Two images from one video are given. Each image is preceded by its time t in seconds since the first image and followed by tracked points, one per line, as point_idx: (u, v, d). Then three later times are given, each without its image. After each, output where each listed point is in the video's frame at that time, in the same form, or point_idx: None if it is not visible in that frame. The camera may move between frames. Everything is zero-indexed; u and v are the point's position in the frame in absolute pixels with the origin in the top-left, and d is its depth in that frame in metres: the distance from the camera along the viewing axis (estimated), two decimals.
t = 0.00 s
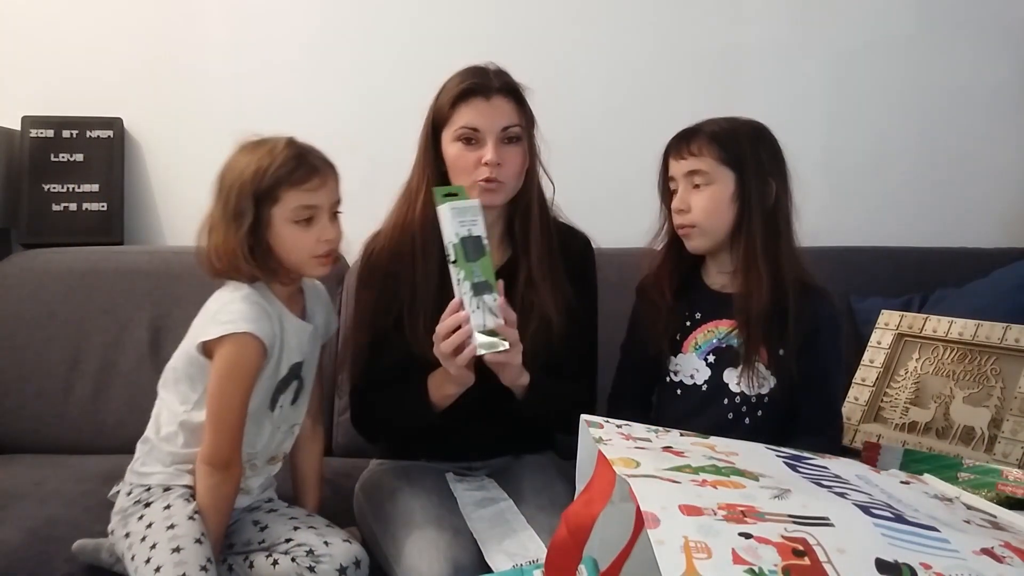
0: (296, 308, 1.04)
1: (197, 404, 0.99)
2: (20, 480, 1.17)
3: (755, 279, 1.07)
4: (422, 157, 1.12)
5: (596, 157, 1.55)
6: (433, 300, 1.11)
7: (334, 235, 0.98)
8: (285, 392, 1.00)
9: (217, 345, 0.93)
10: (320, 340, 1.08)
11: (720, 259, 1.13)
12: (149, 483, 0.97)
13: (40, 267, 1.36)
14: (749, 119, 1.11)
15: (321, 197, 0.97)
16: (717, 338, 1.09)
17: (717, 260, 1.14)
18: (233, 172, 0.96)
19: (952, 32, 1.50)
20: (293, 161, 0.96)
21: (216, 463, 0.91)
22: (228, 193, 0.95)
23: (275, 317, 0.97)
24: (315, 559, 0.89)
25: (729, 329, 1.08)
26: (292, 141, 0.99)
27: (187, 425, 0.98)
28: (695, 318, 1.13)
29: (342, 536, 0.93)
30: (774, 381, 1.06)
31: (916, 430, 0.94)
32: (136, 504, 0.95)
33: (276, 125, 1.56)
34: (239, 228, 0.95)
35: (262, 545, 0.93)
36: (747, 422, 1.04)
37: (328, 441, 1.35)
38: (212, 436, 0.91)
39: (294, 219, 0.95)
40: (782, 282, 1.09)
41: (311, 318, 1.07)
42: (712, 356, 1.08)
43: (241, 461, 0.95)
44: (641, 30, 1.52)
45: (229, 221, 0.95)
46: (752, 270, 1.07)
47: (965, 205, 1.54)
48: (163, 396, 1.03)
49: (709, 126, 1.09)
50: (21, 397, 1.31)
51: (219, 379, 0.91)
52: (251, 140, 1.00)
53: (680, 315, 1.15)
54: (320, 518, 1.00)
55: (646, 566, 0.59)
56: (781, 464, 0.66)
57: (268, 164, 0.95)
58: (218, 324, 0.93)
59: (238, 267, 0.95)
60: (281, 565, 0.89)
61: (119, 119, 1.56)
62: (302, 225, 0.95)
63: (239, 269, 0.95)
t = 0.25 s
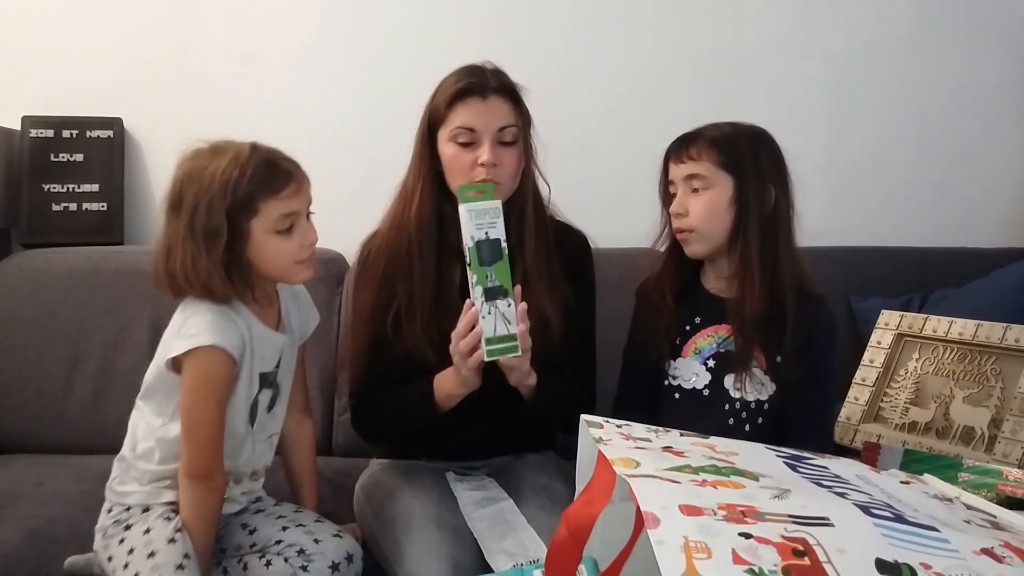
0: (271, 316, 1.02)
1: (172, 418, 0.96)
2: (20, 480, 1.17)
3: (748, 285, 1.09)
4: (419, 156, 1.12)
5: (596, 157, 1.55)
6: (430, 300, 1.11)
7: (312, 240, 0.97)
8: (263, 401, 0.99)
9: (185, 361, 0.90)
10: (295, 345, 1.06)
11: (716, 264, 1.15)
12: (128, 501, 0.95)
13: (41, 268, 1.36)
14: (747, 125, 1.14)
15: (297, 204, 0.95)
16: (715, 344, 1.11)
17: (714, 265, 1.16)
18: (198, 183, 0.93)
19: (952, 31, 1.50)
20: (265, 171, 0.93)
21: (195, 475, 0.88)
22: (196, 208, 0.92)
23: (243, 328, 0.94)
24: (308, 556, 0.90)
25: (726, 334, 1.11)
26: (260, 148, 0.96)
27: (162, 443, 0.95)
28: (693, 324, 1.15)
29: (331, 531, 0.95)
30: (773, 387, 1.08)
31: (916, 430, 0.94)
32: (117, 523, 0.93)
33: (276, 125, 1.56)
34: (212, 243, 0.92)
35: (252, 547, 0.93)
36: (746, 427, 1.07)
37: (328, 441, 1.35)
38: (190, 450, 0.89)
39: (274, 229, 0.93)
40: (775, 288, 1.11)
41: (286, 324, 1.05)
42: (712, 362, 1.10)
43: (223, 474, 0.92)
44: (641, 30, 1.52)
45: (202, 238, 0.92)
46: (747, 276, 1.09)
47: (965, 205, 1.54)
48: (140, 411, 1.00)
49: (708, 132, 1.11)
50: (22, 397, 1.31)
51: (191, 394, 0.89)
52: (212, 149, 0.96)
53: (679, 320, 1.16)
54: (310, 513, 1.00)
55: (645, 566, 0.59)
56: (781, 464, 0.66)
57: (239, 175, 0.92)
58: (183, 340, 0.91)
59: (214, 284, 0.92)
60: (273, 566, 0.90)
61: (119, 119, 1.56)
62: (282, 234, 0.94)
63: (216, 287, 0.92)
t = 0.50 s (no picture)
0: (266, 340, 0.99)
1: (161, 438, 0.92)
2: (20, 481, 1.17)
3: (743, 292, 1.10)
4: (418, 153, 1.12)
5: (596, 157, 1.55)
6: (428, 300, 1.11)
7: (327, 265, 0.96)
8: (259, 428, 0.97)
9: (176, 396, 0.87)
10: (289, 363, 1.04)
11: (709, 269, 1.16)
12: (119, 519, 0.91)
13: (41, 268, 1.36)
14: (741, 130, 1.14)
15: (315, 235, 0.93)
16: (709, 351, 1.12)
17: (707, 270, 1.17)
18: (208, 224, 0.86)
19: (951, 31, 1.50)
20: (281, 207, 0.89)
21: (195, 501, 0.86)
22: (208, 250, 0.86)
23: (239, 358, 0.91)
24: None
25: (719, 341, 1.12)
26: (267, 177, 0.91)
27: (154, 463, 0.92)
28: (687, 330, 1.16)
29: (329, 547, 0.94)
30: (767, 393, 1.10)
31: (916, 430, 0.94)
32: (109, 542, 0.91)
33: (276, 125, 1.56)
34: (232, 288, 0.87)
35: (248, 560, 0.93)
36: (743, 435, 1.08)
37: (328, 441, 1.35)
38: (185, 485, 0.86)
39: (296, 265, 0.90)
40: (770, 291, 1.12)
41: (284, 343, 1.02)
42: (706, 369, 1.11)
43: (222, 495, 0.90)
44: (641, 30, 1.52)
45: (218, 281, 0.86)
46: (743, 277, 1.11)
47: (965, 205, 1.54)
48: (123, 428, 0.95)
49: (702, 136, 1.12)
50: (22, 397, 1.31)
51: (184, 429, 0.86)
52: (211, 181, 0.89)
53: (673, 327, 1.17)
54: (309, 518, 0.99)
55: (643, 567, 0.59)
56: (781, 465, 0.66)
57: (256, 214, 0.87)
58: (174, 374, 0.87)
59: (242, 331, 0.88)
60: None
61: (119, 119, 1.56)
62: (303, 268, 0.91)
63: (239, 334, 0.87)
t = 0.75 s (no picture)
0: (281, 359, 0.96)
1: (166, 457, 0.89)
2: (20, 480, 1.17)
3: (738, 298, 1.10)
4: (423, 151, 1.10)
5: (596, 156, 1.55)
6: (429, 300, 1.11)
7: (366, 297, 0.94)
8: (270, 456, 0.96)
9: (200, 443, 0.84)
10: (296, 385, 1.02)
11: (706, 280, 1.16)
12: (121, 533, 0.88)
13: (41, 268, 1.36)
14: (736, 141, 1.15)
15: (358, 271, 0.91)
16: (710, 362, 1.12)
17: (703, 281, 1.17)
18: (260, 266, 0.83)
19: (952, 31, 1.50)
20: (330, 245, 0.87)
21: (205, 526, 0.86)
22: (259, 293, 0.83)
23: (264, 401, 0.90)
24: None
25: (719, 352, 1.12)
26: (314, 214, 0.88)
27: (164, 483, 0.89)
28: (687, 342, 1.16)
29: (336, 552, 0.94)
30: (769, 401, 1.10)
31: (916, 429, 0.94)
32: (110, 553, 0.88)
33: (276, 125, 1.56)
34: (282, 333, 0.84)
35: (253, 565, 0.93)
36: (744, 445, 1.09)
37: (328, 441, 1.35)
38: (199, 522, 0.85)
39: (341, 302, 0.89)
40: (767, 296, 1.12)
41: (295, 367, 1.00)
42: (708, 379, 1.12)
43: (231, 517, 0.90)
44: (641, 30, 1.52)
45: (269, 325, 0.83)
46: (738, 283, 1.10)
47: (966, 205, 1.54)
48: (123, 451, 0.90)
49: (697, 147, 1.12)
50: (22, 397, 1.31)
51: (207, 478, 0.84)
52: (257, 217, 0.85)
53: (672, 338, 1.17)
54: (311, 519, 1.00)
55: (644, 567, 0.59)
56: (781, 464, 0.66)
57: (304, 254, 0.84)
58: (202, 420, 0.84)
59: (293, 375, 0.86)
60: None
61: (119, 119, 1.56)
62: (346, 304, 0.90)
63: (289, 380, 0.85)
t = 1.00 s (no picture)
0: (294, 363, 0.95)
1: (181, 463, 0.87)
2: (20, 480, 1.17)
3: (742, 304, 1.11)
4: (422, 151, 1.09)
5: (596, 156, 1.55)
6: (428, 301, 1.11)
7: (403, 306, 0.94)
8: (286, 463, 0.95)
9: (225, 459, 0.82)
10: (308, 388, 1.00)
11: (709, 284, 1.16)
12: (134, 534, 0.88)
13: (41, 267, 1.36)
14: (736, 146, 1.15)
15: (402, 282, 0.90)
16: (711, 364, 1.13)
17: (707, 286, 1.17)
18: (317, 278, 0.81)
19: (953, 31, 1.50)
20: (381, 255, 0.86)
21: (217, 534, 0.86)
22: (317, 308, 0.81)
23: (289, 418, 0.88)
24: None
25: (721, 355, 1.12)
26: (363, 225, 0.87)
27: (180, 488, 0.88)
28: (688, 344, 1.16)
29: (343, 562, 0.93)
30: (768, 403, 1.11)
31: (916, 430, 0.94)
32: (122, 553, 0.88)
33: (276, 125, 1.56)
34: (334, 344, 0.82)
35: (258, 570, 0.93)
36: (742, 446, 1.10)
37: (328, 441, 1.35)
38: (214, 529, 0.86)
39: (386, 312, 0.88)
40: (764, 298, 1.12)
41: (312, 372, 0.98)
42: (709, 382, 1.12)
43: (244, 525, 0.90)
44: (641, 30, 1.51)
45: (324, 338, 0.82)
46: (743, 290, 1.11)
47: (966, 205, 1.54)
48: (135, 455, 0.88)
49: (700, 153, 1.12)
50: (22, 397, 1.31)
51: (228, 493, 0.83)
52: (307, 229, 0.83)
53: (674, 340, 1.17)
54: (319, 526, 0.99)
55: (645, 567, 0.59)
56: (781, 465, 0.66)
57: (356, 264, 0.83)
58: (230, 436, 0.82)
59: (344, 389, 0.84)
60: None
61: (119, 119, 1.56)
62: (389, 315, 0.89)
63: (347, 393, 0.85)
